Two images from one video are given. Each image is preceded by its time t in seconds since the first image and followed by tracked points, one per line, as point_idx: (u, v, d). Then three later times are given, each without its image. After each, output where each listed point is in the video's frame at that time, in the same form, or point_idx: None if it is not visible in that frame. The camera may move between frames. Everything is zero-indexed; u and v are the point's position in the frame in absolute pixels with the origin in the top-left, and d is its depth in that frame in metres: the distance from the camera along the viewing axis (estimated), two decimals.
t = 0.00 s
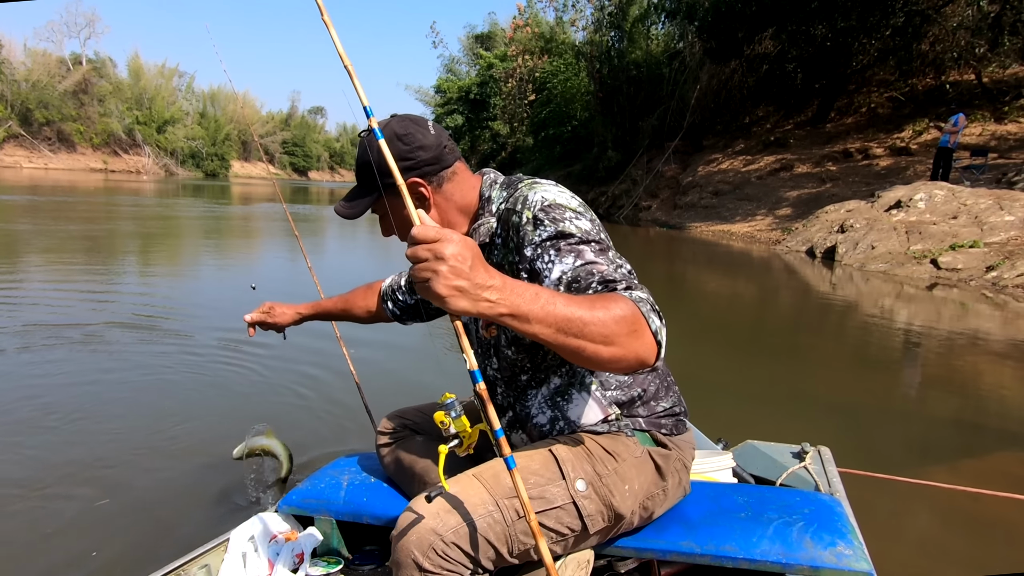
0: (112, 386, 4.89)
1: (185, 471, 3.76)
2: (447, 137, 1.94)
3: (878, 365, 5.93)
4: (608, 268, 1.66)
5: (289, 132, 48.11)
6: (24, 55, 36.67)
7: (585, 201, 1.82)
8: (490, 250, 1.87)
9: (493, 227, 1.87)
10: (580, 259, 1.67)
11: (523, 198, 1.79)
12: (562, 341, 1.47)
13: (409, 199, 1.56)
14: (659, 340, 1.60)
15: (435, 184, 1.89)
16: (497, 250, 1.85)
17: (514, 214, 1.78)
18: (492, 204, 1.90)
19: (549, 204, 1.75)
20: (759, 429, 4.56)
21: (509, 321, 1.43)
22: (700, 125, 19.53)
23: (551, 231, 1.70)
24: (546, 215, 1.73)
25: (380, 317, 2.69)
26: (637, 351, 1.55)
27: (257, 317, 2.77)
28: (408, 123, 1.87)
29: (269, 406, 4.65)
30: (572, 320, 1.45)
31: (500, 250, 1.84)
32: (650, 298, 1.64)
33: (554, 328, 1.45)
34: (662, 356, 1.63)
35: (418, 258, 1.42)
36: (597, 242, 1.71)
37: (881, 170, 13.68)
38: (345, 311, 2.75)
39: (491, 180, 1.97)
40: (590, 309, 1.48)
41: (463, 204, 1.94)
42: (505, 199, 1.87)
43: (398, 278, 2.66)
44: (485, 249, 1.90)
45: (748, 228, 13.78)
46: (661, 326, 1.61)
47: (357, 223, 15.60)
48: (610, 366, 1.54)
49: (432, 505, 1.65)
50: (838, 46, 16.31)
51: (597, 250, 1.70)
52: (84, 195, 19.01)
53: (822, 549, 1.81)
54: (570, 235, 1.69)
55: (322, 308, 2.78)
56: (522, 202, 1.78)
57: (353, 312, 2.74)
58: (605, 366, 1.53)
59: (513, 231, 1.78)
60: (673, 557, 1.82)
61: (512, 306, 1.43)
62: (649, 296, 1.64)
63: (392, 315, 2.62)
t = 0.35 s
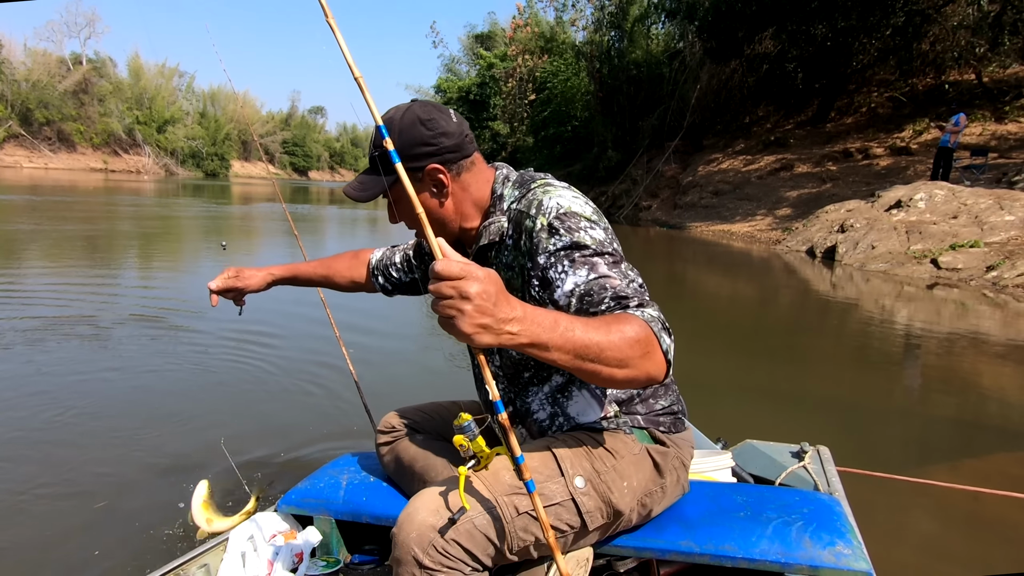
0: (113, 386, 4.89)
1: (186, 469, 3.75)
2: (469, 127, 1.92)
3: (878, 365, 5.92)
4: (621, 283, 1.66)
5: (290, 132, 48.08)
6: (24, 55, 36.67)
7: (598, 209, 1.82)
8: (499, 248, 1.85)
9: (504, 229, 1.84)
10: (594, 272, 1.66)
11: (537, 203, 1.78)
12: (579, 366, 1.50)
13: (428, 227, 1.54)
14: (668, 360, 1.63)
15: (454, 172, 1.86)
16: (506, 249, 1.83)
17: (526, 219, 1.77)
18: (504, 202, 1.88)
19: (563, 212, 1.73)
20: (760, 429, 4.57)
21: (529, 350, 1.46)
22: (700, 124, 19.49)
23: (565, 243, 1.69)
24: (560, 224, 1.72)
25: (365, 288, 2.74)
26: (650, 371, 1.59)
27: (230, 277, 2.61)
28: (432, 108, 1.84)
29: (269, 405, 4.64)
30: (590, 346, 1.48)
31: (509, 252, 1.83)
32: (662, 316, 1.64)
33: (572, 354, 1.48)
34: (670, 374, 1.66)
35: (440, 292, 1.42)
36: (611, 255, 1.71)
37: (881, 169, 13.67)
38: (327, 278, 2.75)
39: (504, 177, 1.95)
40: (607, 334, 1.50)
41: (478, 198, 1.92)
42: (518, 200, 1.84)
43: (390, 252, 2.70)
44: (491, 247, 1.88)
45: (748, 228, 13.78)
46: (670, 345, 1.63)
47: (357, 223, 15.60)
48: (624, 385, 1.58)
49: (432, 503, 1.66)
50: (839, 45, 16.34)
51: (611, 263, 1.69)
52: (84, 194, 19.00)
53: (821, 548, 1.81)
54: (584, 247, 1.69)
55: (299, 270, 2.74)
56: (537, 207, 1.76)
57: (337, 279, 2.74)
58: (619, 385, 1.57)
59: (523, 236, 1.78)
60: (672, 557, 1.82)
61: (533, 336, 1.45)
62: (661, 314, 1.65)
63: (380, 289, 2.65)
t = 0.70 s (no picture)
0: (114, 386, 4.89)
1: (187, 469, 3.75)
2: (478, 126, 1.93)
3: (878, 365, 5.92)
4: (642, 291, 1.65)
5: (290, 132, 48.07)
6: (24, 55, 36.70)
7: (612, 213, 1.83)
8: (512, 251, 1.84)
9: (516, 232, 1.83)
10: (615, 281, 1.65)
11: (554, 206, 1.76)
12: (611, 382, 1.51)
13: (457, 259, 1.55)
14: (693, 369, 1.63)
15: (464, 168, 1.85)
16: (519, 253, 1.82)
17: (543, 224, 1.75)
18: (515, 201, 1.87)
19: (583, 216, 1.73)
20: (760, 428, 4.57)
21: (562, 371, 1.47)
22: (700, 125, 19.48)
23: (588, 250, 1.68)
24: (580, 230, 1.70)
25: (352, 293, 2.69)
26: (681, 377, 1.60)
27: (201, 291, 2.58)
28: (444, 102, 1.84)
29: (269, 406, 4.64)
30: (620, 363, 1.49)
31: (523, 255, 1.81)
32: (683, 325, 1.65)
33: (604, 373, 1.49)
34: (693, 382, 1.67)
35: (475, 322, 1.43)
36: (630, 261, 1.71)
37: (882, 169, 13.67)
38: (308, 285, 2.69)
39: (511, 177, 1.93)
40: (636, 350, 1.51)
41: (487, 197, 1.91)
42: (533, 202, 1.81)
43: (378, 254, 2.64)
44: (502, 250, 1.87)
45: (748, 228, 13.78)
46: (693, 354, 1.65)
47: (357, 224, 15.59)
48: (654, 396, 1.59)
49: (434, 501, 1.67)
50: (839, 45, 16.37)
51: (631, 269, 1.69)
52: (84, 194, 19.01)
53: (821, 548, 1.81)
54: (606, 253, 1.68)
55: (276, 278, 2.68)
56: (553, 211, 1.75)
57: (319, 287, 2.68)
58: (648, 398, 1.58)
59: (540, 240, 1.76)
60: (672, 557, 1.82)
61: (565, 358, 1.46)
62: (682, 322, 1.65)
63: (368, 293, 2.62)
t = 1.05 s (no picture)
0: (114, 389, 4.91)
1: (186, 474, 3.77)
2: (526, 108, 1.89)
3: (878, 365, 5.92)
4: (682, 305, 1.66)
5: (290, 132, 48.08)
6: (25, 56, 36.81)
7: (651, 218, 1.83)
8: (549, 246, 1.82)
9: (555, 225, 1.81)
10: (655, 292, 1.65)
11: (598, 207, 1.75)
12: (648, 400, 1.54)
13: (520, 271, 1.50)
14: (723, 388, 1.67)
15: (511, 152, 1.82)
16: (557, 249, 1.80)
17: (585, 225, 1.74)
18: (554, 196, 1.85)
19: (629, 221, 1.72)
20: (760, 428, 4.58)
21: (603, 393, 1.49)
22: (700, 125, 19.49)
23: (634, 258, 1.67)
24: (627, 235, 1.70)
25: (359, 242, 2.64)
26: (713, 392, 1.64)
27: (209, 206, 2.46)
28: (499, 81, 1.80)
29: (269, 408, 4.65)
30: (660, 385, 1.52)
31: (558, 253, 1.80)
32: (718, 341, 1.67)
33: (644, 393, 1.52)
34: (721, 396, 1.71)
35: (525, 345, 1.40)
36: (670, 271, 1.71)
37: (882, 169, 13.67)
38: (318, 228, 2.61)
39: (551, 169, 1.91)
40: (674, 370, 1.54)
41: (527, 185, 1.87)
42: (576, 200, 1.79)
43: (396, 213, 2.60)
44: (536, 245, 1.85)
45: (748, 228, 13.79)
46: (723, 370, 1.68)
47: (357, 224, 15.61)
48: (680, 411, 1.64)
49: (442, 504, 1.65)
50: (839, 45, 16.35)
51: (671, 279, 1.69)
52: (84, 195, 19.05)
53: (821, 548, 1.81)
54: (651, 262, 1.68)
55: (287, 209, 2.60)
56: (599, 212, 1.74)
57: (330, 229, 2.62)
58: (676, 414, 1.63)
59: (579, 242, 1.75)
60: (673, 557, 1.82)
61: (610, 382, 1.47)
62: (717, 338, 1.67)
63: (377, 251, 2.58)
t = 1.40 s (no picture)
0: (114, 387, 4.90)
1: (186, 473, 3.76)
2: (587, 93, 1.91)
3: (879, 364, 5.92)
4: (718, 318, 1.65)
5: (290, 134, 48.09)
6: (25, 58, 36.81)
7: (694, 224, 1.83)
8: (594, 239, 1.81)
9: (603, 218, 1.80)
10: (697, 302, 1.64)
11: (653, 207, 1.73)
12: (673, 426, 1.57)
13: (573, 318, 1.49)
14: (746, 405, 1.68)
15: (575, 131, 1.82)
16: (604, 243, 1.79)
17: (638, 223, 1.73)
18: (605, 188, 1.85)
19: (682, 225, 1.71)
20: (761, 428, 4.57)
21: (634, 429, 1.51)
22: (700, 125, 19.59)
23: (683, 264, 1.66)
24: (678, 239, 1.69)
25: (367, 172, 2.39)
26: (736, 407, 1.64)
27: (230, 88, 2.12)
28: (574, 59, 1.81)
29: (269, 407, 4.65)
30: (686, 413, 1.54)
31: (605, 247, 1.79)
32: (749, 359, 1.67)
33: (670, 421, 1.54)
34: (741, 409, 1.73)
35: (574, 407, 1.40)
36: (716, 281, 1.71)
37: (882, 169, 13.67)
38: (332, 147, 2.34)
39: (601, 161, 1.91)
40: (699, 395, 1.55)
41: (578, 172, 1.87)
42: (628, 197, 1.79)
43: (420, 165, 2.39)
44: (579, 235, 1.83)
45: (748, 228, 13.79)
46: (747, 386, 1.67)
47: (357, 224, 15.62)
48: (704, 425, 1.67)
49: (446, 500, 1.64)
50: (838, 45, 16.34)
51: (716, 290, 1.69)
52: (84, 195, 19.04)
53: (821, 548, 1.81)
54: (700, 270, 1.68)
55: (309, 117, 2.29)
56: (654, 211, 1.73)
57: (340, 153, 2.35)
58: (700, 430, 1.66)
59: (629, 239, 1.74)
60: (673, 557, 1.82)
61: (641, 419, 1.49)
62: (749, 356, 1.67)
63: (387, 197, 2.36)
